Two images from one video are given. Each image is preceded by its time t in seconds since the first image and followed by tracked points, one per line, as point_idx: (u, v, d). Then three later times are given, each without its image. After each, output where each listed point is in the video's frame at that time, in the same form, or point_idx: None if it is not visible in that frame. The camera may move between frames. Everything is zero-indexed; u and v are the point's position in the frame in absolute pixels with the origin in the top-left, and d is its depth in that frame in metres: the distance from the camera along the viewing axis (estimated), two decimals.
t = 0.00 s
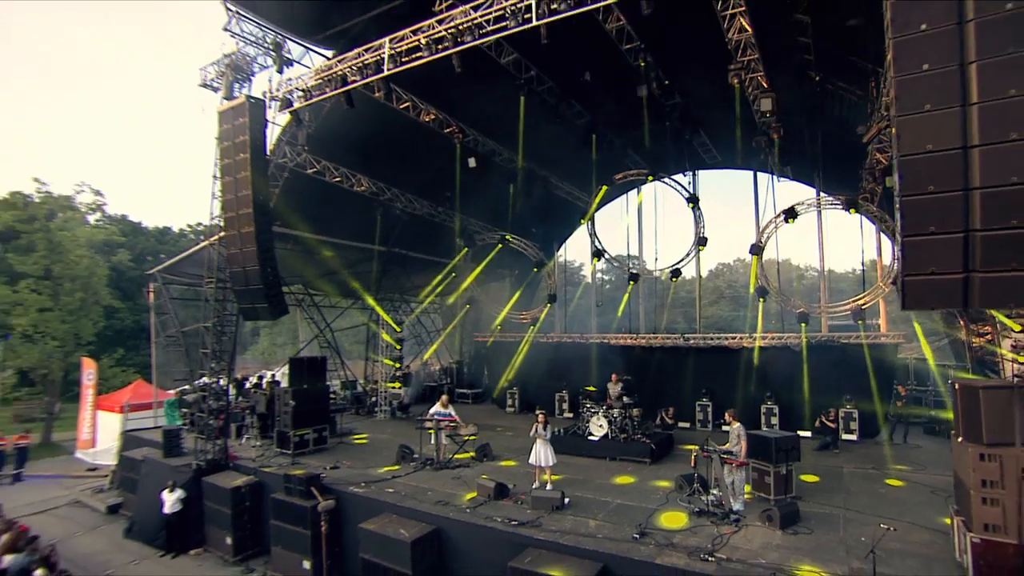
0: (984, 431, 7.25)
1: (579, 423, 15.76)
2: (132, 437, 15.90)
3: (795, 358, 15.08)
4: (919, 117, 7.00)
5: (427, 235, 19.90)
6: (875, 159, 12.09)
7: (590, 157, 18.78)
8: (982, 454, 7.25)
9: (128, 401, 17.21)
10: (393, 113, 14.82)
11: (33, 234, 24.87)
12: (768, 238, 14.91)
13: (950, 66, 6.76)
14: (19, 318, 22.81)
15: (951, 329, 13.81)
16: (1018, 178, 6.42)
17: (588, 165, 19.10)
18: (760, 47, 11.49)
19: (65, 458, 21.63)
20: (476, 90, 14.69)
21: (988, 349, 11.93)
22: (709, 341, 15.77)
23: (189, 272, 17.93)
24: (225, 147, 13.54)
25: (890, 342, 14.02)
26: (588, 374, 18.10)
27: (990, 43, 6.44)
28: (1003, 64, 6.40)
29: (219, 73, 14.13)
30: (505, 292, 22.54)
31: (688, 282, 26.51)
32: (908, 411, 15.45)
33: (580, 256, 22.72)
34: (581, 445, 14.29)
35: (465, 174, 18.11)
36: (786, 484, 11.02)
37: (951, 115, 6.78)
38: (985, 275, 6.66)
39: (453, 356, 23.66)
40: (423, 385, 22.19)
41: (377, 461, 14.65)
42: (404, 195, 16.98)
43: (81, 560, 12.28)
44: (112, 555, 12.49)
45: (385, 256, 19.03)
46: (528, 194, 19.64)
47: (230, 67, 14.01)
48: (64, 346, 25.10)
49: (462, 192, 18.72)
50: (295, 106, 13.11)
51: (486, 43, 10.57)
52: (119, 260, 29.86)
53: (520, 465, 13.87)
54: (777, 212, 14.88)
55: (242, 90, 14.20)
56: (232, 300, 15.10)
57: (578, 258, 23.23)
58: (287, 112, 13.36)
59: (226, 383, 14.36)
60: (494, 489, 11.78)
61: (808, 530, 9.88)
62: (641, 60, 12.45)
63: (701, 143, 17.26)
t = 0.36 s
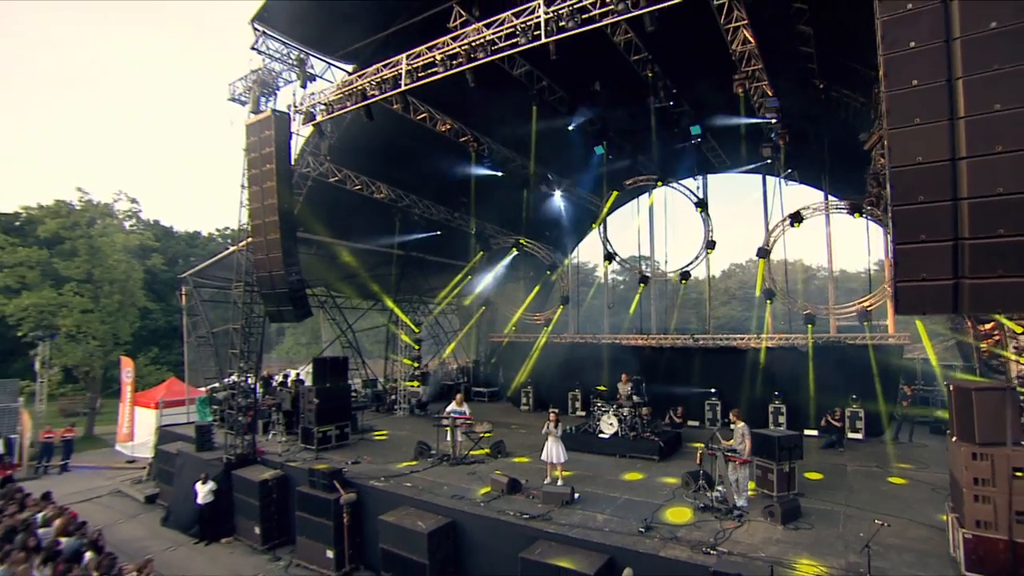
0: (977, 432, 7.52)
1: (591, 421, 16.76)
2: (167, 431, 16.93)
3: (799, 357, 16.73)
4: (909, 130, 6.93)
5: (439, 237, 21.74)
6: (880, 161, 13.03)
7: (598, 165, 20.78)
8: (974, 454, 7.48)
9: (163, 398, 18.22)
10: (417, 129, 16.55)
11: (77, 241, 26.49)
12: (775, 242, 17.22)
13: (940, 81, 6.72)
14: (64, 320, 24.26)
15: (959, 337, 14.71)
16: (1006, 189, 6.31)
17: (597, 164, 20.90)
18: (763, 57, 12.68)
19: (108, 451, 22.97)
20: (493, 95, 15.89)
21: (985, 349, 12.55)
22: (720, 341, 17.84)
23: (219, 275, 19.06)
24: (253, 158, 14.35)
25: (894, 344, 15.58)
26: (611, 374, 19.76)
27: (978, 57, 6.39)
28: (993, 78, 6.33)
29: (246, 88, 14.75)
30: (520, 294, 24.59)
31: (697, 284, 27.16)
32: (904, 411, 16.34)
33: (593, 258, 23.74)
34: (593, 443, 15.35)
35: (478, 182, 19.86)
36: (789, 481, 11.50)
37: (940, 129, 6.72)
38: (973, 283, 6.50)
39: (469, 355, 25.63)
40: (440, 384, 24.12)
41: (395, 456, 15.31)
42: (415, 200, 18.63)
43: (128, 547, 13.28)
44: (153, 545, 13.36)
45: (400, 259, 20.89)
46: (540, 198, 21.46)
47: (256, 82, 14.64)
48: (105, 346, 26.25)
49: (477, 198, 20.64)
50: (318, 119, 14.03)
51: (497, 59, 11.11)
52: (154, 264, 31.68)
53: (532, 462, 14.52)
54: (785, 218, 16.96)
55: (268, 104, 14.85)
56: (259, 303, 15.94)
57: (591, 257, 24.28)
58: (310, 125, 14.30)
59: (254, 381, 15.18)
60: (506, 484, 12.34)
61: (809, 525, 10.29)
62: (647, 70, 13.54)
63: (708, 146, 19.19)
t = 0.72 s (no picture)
0: (984, 435, 7.58)
1: (605, 422, 17.04)
2: (193, 430, 17.55)
3: (816, 360, 17.07)
4: (910, 139, 6.78)
5: (454, 241, 22.42)
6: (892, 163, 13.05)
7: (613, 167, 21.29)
8: (981, 457, 7.52)
9: (189, 398, 18.86)
10: (436, 136, 17.21)
11: (106, 246, 27.46)
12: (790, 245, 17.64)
13: (941, 90, 6.57)
14: (95, 322, 25.18)
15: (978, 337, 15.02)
16: (1009, 196, 6.14)
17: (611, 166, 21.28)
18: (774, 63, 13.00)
19: (138, 448, 23.81)
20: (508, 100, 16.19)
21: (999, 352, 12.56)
22: (734, 344, 18.05)
23: (243, 279, 19.73)
24: (275, 166, 14.87)
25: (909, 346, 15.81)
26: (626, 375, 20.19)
27: (980, 67, 6.25)
28: (994, 86, 6.19)
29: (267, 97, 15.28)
30: (537, 296, 25.18)
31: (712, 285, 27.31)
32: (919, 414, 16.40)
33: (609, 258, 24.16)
34: (606, 444, 15.68)
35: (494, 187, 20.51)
36: (800, 482, 11.64)
37: (942, 137, 6.57)
38: (976, 288, 6.34)
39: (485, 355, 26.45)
40: (457, 384, 24.88)
41: (413, 456, 15.68)
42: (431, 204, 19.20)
43: (159, 540, 13.89)
44: (182, 539, 13.95)
45: (418, 263, 21.68)
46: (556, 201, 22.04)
47: (277, 92, 15.12)
48: (134, 347, 27.18)
49: (493, 202, 21.34)
50: (336, 128, 14.48)
51: (510, 69, 11.40)
52: (178, 267, 32.70)
53: (546, 462, 14.81)
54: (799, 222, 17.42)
55: (289, 113, 15.36)
56: (281, 307, 16.50)
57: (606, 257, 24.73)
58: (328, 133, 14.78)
59: (276, 382, 15.66)
60: (520, 484, 12.63)
61: (818, 526, 10.43)
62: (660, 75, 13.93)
63: (723, 147, 19.67)
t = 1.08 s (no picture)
0: (992, 438, 7.55)
1: (619, 423, 17.32)
2: (219, 429, 18.16)
3: (830, 362, 17.47)
4: (911, 147, 6.92)
5: (470, 244, 23.00)
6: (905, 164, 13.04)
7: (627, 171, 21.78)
8: (990, 460, 7.57)
9: (214, 398, 19.53)
10: (453, 142, 17.65)
11: (136, 250, 28.46)
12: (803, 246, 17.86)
13: (942, 99, 6.69)
14: (126, 323, 26.11)
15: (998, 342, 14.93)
16: (1010, 202, 6.24)
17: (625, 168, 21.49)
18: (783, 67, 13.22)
19: (167, 446, 24.65)
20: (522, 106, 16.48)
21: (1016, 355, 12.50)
22: (749, 345, 18.84)
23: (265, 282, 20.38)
24: (296, 173, 15.38)
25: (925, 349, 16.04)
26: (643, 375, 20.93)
27: (980, 76, 6.38)
28: (994, 95, 6.33)
29: (288, 107, 15.79)
30: (553, 298, 25.75)
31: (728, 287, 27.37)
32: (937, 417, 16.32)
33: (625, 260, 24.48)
34: (620, 444, 15.91)
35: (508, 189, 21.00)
36: (811, 484, 11.75)
37: (943, 145, 6.69)
38: (980, 293, 6.39)
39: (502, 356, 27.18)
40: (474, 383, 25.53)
41: (431, 455, 16.05)
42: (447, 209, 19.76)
43: (188, 534, 14.48)
44: (210, 534, 14.51)
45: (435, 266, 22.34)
46: (571, 204, 22.47)
47: (298, 101, 15.60)
48: (161, 348, 28.07)
49: (508, 206, 21.79)
50: (355, 136, 14.96)
51: (521, 79, 11.71)
52: (203, 270, 33.66)
53: (561, 462, 15.08)
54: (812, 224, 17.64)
55: (309, 121, 15.87)
56: (303, 310, 17.03)
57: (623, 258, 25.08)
58: (347, 142, 15.27)
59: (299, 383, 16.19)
60: (534, 483, 12.91)
61: (828, 528, 10.54)
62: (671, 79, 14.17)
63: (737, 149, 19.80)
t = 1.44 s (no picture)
0: (1001, 442, 7.64)
1: (634, 424, 17.52)
2: (245, 428, 18.78)
3: (846, 363, 17.47)
4: (916, 154, 7.10)
5: (487, 247, 23.38)
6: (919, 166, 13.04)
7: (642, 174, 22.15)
8: (998, 464, 7.68)
9: (239, 397, 20.18)
10: (469, 147, 18.13)
11: (164, 254, 29.43)
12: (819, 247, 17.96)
13: (945, 107, 6.86)
14: (155, 325, 27.04)
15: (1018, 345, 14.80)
16: (1012, 209, 6.37)
17: (640, 170, 21.65)
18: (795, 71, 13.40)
19: (194, 444, 25.46)
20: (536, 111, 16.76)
21: None
22: (765, 347, 18.98)
23: (288, 285, 21.04)
24: (317, 181, 15.90)
25: (944, 352, 16.05)
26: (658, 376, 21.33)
27: (982, 85, 6.54)
28: (996, 104, 6.47)
29: (310, 115, 16.31)
30: (570, 300, 26.16)
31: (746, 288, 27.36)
32: (956, 421, 16.21)
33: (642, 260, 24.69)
34: (634, 445, 16.13)
35: (524, 192, 21.31)
36: (823, 486, 11.87)
37: (946, 153, 6.85)
38: (984, 298, 6.51)
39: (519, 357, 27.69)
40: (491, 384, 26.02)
41: (449, 454, 16.42)
42: (464, 213, 20.20)
43: (216, 528, 15.07)
44: (236, 530, 15.08)
45: (453, 269, 22.87)
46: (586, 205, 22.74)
47: (319, 110, 16.11)
48: (189, 349, 28.97)
49: (524, 210, 22.14)
50: (374, 144, 15.44)
51: (534, 88, 12.02)
52: (228, 273, 34.61)
53: (575, 462, 15.35)
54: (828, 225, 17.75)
55: (329, 129, 16.38)
56: (325, 312, 17.57)
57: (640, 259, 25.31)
58: (366, 149, 15.74)
59: (321, 383, 16.70)
60: (548, 483, 13.20)
61: (838, 529, 10.65)
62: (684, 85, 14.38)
63: (752, 151, 19.84)
